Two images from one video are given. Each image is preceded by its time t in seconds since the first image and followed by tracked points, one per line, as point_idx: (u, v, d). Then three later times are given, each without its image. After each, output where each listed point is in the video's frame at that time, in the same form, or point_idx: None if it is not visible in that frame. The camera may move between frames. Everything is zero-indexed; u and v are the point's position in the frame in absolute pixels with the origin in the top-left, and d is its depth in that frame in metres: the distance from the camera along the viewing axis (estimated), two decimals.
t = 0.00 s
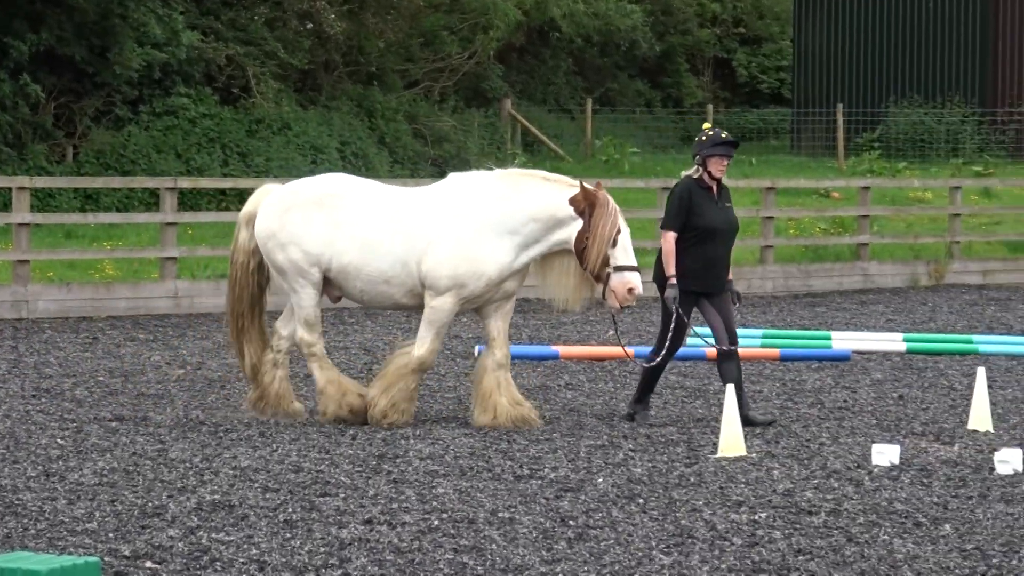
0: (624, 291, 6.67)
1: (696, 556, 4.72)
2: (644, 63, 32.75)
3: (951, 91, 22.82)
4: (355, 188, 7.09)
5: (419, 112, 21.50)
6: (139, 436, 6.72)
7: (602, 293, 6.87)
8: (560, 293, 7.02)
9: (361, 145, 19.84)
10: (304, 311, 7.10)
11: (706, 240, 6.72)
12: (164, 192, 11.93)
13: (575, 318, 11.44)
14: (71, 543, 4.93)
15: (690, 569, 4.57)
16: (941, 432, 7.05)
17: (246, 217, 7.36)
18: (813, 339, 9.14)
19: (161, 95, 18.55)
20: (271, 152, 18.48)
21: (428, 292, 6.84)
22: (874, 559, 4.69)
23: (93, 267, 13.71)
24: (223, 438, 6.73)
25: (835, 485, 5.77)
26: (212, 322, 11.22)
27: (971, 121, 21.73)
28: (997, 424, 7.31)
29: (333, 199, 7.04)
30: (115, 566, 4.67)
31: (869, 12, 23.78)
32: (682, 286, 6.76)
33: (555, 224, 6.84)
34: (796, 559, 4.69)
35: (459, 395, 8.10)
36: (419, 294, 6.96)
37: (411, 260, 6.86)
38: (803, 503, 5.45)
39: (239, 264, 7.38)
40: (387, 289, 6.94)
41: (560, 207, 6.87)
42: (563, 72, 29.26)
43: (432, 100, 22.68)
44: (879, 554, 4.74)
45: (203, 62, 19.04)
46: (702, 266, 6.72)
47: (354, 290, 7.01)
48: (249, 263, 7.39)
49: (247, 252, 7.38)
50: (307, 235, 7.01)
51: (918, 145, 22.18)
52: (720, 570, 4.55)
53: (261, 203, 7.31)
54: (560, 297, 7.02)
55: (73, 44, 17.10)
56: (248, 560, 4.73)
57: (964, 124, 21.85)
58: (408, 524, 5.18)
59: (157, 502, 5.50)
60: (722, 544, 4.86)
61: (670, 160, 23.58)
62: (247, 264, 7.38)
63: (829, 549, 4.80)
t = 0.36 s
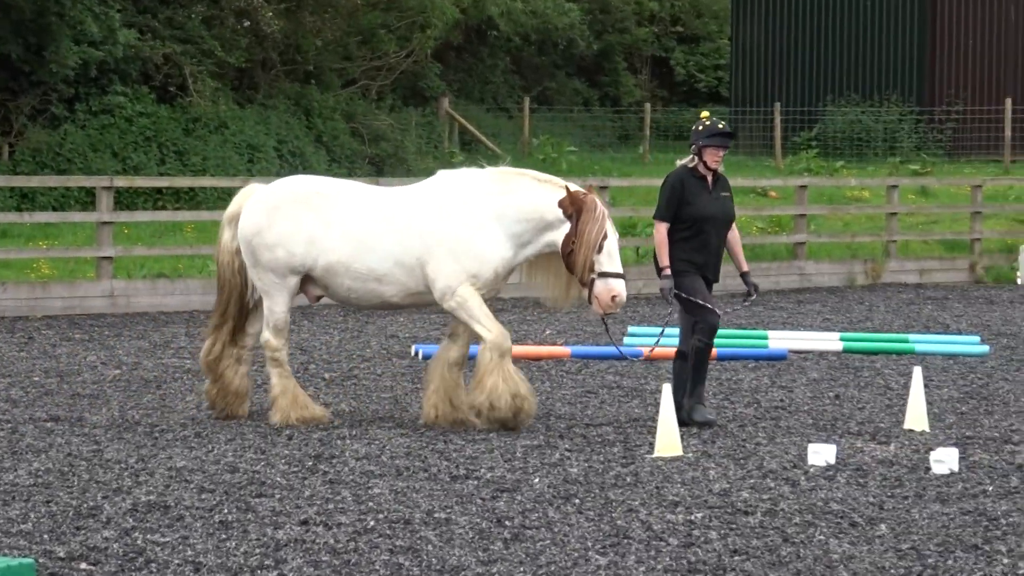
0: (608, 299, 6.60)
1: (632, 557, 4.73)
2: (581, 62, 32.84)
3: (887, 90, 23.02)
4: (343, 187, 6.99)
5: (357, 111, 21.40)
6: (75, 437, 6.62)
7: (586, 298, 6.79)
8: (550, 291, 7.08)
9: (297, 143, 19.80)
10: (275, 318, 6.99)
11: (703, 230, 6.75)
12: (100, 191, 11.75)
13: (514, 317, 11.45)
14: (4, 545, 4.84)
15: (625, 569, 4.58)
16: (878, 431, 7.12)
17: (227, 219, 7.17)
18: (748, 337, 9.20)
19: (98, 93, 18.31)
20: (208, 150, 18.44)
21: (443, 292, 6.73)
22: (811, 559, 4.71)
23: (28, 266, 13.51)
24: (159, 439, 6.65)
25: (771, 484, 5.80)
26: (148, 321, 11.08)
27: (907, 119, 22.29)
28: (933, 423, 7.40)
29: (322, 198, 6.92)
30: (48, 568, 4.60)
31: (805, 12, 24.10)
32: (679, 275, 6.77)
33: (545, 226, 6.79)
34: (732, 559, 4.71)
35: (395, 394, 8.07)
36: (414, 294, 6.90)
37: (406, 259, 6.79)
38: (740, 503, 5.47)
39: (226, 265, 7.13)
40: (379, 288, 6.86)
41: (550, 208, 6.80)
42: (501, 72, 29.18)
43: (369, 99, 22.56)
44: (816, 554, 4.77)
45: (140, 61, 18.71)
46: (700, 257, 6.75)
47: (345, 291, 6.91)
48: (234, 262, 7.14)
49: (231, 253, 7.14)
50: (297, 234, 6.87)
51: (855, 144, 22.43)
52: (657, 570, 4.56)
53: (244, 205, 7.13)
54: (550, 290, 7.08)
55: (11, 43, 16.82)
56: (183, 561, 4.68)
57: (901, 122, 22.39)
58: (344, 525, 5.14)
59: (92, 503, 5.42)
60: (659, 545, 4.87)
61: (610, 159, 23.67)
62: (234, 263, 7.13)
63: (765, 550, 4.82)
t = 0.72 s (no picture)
0: (577, 297, 6.72)
1: (558, 549, 4.99)
2: (507, 66, 33.19)
3: (806, 94, 23.64)
4: (319, 188, 7.13)
5: (288, 115, 21.44)
6: (11, 436, 6.76)
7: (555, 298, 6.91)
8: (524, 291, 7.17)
9: (231, 147, 19.80)
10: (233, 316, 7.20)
11: (685, 238, 6.79)
12: (34, 195, 11.80)
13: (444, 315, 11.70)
14: None
15: (552, 561, 4.84)
16: (797, 426, 7.46)
17: (209, 220, 7.37)
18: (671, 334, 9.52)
19: (33, 99, 18.23)
20: (142, 154, 18.40)
21: (418, 292, 6.87)
22: (732, 550, 5.01)
23: None
24: (94, 437, 6.81)
25: (693, 478, 6.10)
26: (82, 321, 11.17)
27: (826, 122, 22.67)
28: (850, 418, 7.76)
29: (299, 200, 7.07)
30: None
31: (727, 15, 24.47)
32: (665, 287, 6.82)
33: (515, 227, 6.93)
34: (656, 551, 4.99)
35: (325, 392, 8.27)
36: (387, 296, 6.99)
37: (377, 261, 6.90)
38: (663, 496, 5.76)
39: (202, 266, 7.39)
40: (350, 289, 6.95)
41: (520, 208, 6.95)
42: (428, 76, 29.47)
43: (299, 103, 22.65)
44: (737, 546, 5.06)
45: (74, 66, 18.58)
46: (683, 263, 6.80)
47: (316, 292, 6.99)
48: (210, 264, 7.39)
49: (209, 254, 7.39)
50: (273, 234, 7.02)
51: (776, 145, 22.90)
52: (581, 562, 4.83)
53: (224, 206, 7.32)
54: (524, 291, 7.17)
55: None
56: (118, 556, 4.86)
57: (820, 124, 22.77)
58: (275, 520, 5.35)
59: (28, 500, 5.58)
60: (583, 537, 5.15)
61: (539, 161, 23.99)
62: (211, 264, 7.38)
63: (687, 542, 5.11)
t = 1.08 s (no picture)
0: (545, 302, 6.70)
1: (481, 539, 5.20)
2: (432, 67, 33.58)
3: (725, 91, 24.13)
4: (296, 190, 7.21)
5: (215, 113, 21.39)
6: None
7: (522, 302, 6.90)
8: (492, 299, 7.06)
9: (159, 145, 19.97)
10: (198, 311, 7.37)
11: (656, 230, 6.93)
12: None
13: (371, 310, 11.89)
14: None
15: (474, 551, 5.03)
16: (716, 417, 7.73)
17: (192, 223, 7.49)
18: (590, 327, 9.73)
19: None
20: (71, 151, 18.52)
21: (380, 286, 6.96)
22: (651, 539, 5.21)
23: None
24: (24, 430, 6.91)
25: (612, 469, 6.34)
26: (12, 316, 11.24)
27: (745, 120, 23.20)
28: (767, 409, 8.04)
29: (276, 204, 7.18)
30: None
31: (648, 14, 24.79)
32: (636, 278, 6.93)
33: (487, 229, 6.90)
34: (576, 541, 5.20)
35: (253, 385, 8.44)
36: (362, 292, 7.09)
37: (353, 258, 7.00)
38: (583, 486, 6.01)
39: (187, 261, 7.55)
40: (329, 286, 7.06)
41: (493, 211, 6.94)
42: (354, 75, 29.79)
43: (227, 102, 22.64)
44: (656, 535, 5.27)
45: (2, 65, 18.36)
46: (654, 255, 6.94)
47: (295, 290, 7.10)
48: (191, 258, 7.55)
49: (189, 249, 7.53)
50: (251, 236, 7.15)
51: (695, 143, 23.17)
52: (504, 551, 5.03)
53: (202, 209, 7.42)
54: (489, 299, 7.08)
55: None
56: (47, 548, 4.99)
57: (739, 123, 23.29)
58: (203, 511, 5.51)
59: None
60: (506, 527, 5.36)
61: (463, 158, 24.24)
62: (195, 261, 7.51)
63: (607, 531, 5.32)
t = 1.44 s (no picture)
0: (529, 290, 7.28)
1: (412, 516, 5.42)
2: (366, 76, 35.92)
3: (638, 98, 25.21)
4: (297, 190, 7.85)
5: (167, 121, 22.03)
6: None
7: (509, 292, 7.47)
8: (476, 289, 7.62)
9: (116, 150, 20.70)
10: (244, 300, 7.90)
11: (636, 230, 7.30)
12: None
13: (307, 307, 12.71)
14: None
15: (408, 526, 5.24)
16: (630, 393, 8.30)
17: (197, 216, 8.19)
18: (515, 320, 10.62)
19: None
20: (33, 157, 19.26)
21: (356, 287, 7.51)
22: (571, 515, 5.31)
23: None
24: None
25: (536, 450, 6.54)
26: None
27: (658, 126, 24.49)
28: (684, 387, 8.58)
29: (277, 200, 7.83)
30: None
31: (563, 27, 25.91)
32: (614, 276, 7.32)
33: (470, 225, 7.46)
34: (503, 517, 5.34)
35: (200, 373, 9.13)
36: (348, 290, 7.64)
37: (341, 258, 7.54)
38: (509, 467, 6.19)
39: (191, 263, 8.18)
40: (321, 282, 7.62)
41: (474, 211, 7.50)
42: (295, 85, 31.87)
43: (177, 109, 23.40)
44: (576, 511, 5.36)
45: None
46: (632, 254, 7.32)
47: (294, 283, 7.71)
48: (201, 257, 8.18)
49: (197, 249, 8.18)
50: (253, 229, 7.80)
51: (612, 148, 24.67)
52: (433, 527, 5.22)
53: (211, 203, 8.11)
54: (475, 291, 7.63)
55: None
56: (11, 526, 5.40)
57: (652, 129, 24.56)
58: (155, 491, 6.00)
59: None
60: (437, 505, 5.58)
61: (390, 164, 25.14)
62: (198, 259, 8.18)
63: (531, 508, 5.45)
